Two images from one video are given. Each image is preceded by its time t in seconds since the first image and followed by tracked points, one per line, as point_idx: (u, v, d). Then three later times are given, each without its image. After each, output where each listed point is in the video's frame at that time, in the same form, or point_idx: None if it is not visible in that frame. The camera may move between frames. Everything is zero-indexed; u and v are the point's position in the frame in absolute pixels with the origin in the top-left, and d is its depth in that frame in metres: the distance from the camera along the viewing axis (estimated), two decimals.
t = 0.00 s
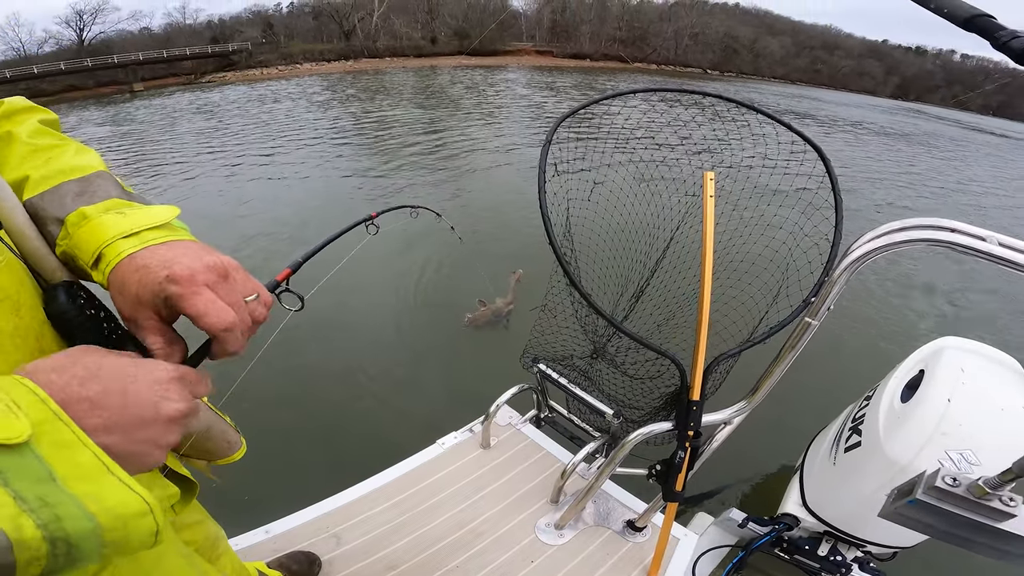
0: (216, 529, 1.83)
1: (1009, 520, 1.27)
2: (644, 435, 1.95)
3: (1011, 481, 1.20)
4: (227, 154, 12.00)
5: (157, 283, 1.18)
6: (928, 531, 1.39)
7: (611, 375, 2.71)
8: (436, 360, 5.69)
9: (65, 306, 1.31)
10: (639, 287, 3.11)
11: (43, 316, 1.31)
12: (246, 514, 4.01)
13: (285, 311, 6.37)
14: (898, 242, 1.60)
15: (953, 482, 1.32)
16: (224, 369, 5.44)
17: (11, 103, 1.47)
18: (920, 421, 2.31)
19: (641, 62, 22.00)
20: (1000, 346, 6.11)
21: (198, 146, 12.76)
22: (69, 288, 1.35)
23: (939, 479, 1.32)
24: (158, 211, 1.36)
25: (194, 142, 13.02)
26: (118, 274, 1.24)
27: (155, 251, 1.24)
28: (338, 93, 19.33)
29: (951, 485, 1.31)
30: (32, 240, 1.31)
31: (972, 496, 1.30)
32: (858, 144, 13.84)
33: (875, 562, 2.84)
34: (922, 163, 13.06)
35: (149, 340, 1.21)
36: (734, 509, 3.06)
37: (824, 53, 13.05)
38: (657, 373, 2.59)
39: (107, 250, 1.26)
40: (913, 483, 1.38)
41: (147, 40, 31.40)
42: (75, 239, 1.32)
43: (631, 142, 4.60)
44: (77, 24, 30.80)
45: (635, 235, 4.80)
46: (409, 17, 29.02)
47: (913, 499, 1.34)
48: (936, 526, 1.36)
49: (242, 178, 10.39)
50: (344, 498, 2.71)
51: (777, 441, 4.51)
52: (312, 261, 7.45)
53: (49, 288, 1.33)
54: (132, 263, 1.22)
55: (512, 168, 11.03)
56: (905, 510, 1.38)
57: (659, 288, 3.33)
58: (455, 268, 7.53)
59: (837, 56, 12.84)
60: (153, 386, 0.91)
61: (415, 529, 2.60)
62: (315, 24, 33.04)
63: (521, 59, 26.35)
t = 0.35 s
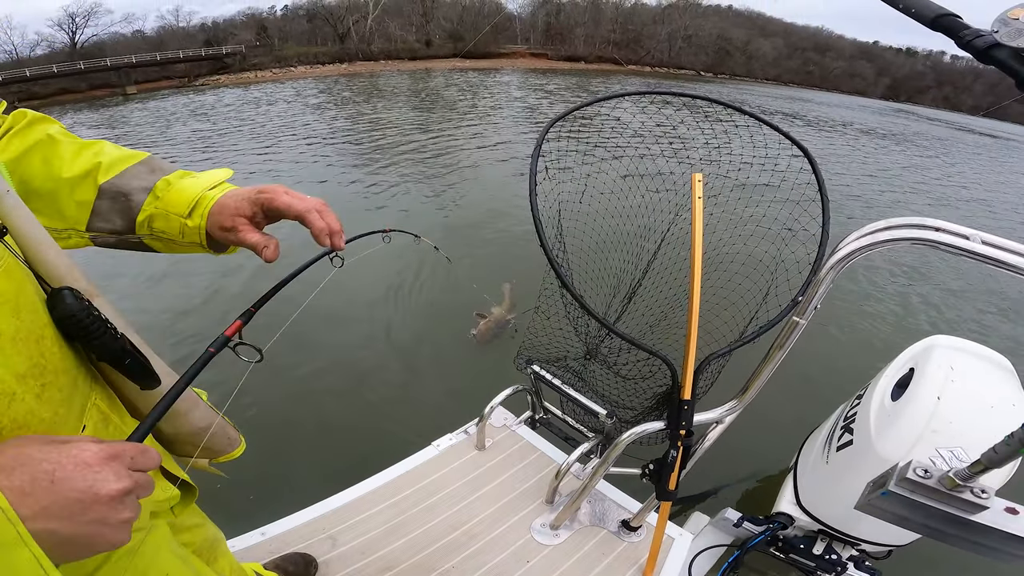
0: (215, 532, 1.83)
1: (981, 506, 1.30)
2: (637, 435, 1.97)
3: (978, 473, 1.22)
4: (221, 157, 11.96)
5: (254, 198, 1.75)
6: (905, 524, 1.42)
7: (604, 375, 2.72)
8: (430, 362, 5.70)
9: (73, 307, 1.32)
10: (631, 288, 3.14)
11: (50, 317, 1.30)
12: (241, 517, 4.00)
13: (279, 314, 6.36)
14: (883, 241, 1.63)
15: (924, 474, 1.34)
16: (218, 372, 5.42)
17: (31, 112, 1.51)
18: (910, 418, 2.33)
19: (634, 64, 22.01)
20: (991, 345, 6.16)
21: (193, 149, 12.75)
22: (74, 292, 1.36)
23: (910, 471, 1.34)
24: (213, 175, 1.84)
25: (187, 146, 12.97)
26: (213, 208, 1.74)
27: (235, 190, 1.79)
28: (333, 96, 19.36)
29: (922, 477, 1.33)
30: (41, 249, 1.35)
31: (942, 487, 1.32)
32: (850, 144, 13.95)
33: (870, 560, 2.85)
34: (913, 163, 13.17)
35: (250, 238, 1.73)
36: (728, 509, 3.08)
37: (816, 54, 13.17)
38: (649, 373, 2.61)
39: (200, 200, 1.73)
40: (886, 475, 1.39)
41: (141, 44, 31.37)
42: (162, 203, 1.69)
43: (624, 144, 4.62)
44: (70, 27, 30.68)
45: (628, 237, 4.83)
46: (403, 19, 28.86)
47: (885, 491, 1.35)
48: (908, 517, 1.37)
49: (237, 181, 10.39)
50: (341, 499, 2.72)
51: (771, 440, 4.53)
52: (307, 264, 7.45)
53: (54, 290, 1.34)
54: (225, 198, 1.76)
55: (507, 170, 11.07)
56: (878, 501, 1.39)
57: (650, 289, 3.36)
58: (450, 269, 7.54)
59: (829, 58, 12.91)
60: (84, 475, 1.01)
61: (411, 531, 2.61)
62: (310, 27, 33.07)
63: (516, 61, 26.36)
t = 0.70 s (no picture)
0: (220, 530, 1.83)
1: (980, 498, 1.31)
2: (638, 434, 1.98)
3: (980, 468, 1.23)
4: (219, 158, 11.94)
5: (286, 216, 1.95)
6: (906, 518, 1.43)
7: (605, 375, 2.73)
8: (429, 362, 5.71)
9: (91, 301, 1.31)
10: (630, 288, 3.16)
11: (68, 310, 1.29)
12: (241, 517, 4.00)
13: (278, 314, 6.37)
14: (882, 241, 1.64)
15: (927, 469, 1.35)
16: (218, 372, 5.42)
17: (65, 115, 1.59)
18: (909, 417, 2.35)
19: (632, 65, 22.08)
20: (989, 345, 6.19)
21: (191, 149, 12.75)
22: (92, 285, 1.36)
23: (914, 466, 1.35)
24: (243, 185, 1.92)
25: (184, 146, 12.95)
26: (250, 220, 1.88)
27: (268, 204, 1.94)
28: (332, 97, 19.41)
29: (925, 471, 1.34)
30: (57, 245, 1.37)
31: (945, 481, 1.33)
32: (846, 144, 14.02)
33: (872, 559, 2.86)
34: (909, 164, 13.23)
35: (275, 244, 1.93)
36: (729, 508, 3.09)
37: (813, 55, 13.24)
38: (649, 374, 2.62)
39: (238, 214, 1.83)
40: (890, 470, 1.41)
41: (138, 45, 31.43)
42: (204, 212, 1.77)
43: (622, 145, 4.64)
44: (66, 28, 30.66)
45: (626, 237, 4.85)
46: (401, 21, 29.02)
47: (890, 486, 1.37)
48: (911, 511, 1.39)
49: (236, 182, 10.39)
50: (344, 499, 2.72)
51: (770, 440, 4.55)
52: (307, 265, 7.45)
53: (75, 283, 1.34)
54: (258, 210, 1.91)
55: (505, 170, 11.09)
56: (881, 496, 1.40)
57: (650, 289, 3.37)
58: (448, 269, 7.55)
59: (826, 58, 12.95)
60: (50, 535, 1.00)
61: (413, 531, 2.61)
62: (308, 28, 33.19)
63: (513, 62, 26.43)
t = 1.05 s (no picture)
0: (223, 525, 1.81)
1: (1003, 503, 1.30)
2: (641, 433, 1.97)
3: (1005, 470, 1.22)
4: (218, 156, 11.91)
5: (266, 210, 1.81)
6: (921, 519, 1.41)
7: (607, 374, 2.72)
8: (430, 360, 5.69)
9: (106, 284, 1.31)
10: (633, 286, 3.14)
11: (82, 294, 1.29)
12: (243, 514, 4.00)
13: (277, 312, 6.35)
14: (889, 240, 1.63)
15: (949, 470, 1.34)
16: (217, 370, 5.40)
17: (54, 105, 1.57)
18: (913, 417, 2.34)
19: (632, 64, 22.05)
20: (989, 344, 6.20)
21: (191, 146, 12.72)
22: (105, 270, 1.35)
23: (935, 467, 1.34)
24: (230, 173, 1.86)
25: (183, 143, 12.91)
26: (231, 211, 1.78)
27: (249, 195, 1.82)
28: (332, 95, 19.38)
29: (948, 473, 1.33)
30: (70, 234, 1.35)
31: (968, 483, 1.32)
32: (847, 144, 14.00)
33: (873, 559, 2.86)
34: (910, 163, 13.22)
35: (251, 242, 1.81)
36: (731, 507, 3.08)
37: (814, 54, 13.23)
38: (653, 372, 2.60)
39: (222, 201, 1.76)
40: (909, 474, 1.40)
41: (138, 42, 31.35)
42: (186, 199, 1.71)
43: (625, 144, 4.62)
44: (66, 26, 30.57)
45: (628, 235, 4.83)
46: (402, 19, 29.03)
47: (911, 488, 1.36)
48: (931, 513, 1.37)
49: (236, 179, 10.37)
50: (344, 498, 2.71)
51: (772, 439, 4.54)
52: (306, 263, 7.43)
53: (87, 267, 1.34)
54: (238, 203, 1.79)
55: (506, 168, 11.07)
56: (903, 497, 1.40)
57: (653, 287, 3.35)
58: (449, 267, 7.53)
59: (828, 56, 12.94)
60: None
61: (413, 530, 2.60)
62: (308, 26, 33.15)
63: (514, 60, 26.38)
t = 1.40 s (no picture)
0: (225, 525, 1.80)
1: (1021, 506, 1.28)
2: (642, 432, 1.96)
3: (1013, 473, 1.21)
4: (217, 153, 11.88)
5: (247, 182, 1.79)
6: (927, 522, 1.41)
7: (607, 373, 2.70)
8: (430, 357, 5.67)
9: (110, 283, 1.29)
10: (634, 285, 3.13)
11: (87, 291, 1.26)
12: (243, 513, 3.98)
13: (276, 310, 6.33)
14: (892, 239, 1.62)
15: (957, 474, 1.33)
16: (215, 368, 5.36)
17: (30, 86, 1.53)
18: (914, 417, 2.33)
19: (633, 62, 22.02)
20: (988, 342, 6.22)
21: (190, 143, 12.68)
22: (112, 268, 1.35)
23: (944, 471, 1.33)
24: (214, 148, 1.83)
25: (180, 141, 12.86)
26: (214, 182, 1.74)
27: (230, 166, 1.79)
28: (331, 92, 19.33)
29: (956, 476, 1.33)
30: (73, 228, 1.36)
31: (976, 486, 1.32)
32: (847, 142, 13.99)
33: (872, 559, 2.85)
34: (910, 161, 13.22)
35: (231, 217, 1.80)
36: (731, 507, 3.08)
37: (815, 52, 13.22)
38: (654, 371, 2.59)
39: (204, 172, 1.72)
40: (917, 477, 1.40)
41: (137, 40, 31.28)
42: (167, 173, 1.68)
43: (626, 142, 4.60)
44: (64, 22, 30.47)
45: (629, 233, 4.82)
46: (402, 16, 28.98)
47: (917, 491, 1.36)
48: (938, 517, 1.36)
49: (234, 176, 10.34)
50: (343, 496, 2.71)
51: (772, 439, 4.54)
52: (305, 260, 7.41)
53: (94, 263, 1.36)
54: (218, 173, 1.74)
55: (505, 166, 11.05)
56: (911, 502, 1.39)
57: (654, 285, 3.34)
58: (448, 264, 7.51)
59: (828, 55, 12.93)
60: None
61: (412, 529, 2.59)
62: (308, 23, 33.08)
63: (513, 57, 26.30)
